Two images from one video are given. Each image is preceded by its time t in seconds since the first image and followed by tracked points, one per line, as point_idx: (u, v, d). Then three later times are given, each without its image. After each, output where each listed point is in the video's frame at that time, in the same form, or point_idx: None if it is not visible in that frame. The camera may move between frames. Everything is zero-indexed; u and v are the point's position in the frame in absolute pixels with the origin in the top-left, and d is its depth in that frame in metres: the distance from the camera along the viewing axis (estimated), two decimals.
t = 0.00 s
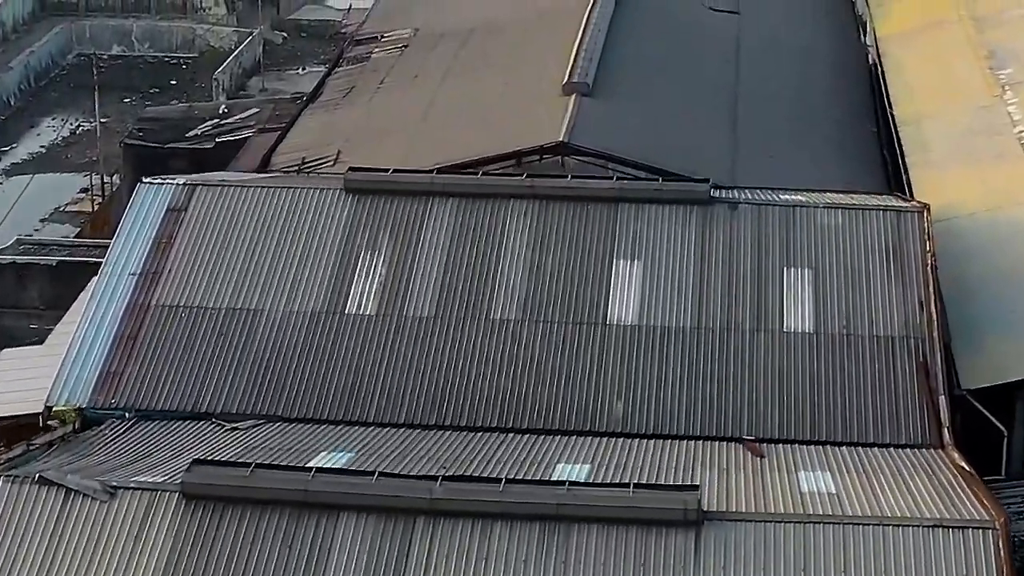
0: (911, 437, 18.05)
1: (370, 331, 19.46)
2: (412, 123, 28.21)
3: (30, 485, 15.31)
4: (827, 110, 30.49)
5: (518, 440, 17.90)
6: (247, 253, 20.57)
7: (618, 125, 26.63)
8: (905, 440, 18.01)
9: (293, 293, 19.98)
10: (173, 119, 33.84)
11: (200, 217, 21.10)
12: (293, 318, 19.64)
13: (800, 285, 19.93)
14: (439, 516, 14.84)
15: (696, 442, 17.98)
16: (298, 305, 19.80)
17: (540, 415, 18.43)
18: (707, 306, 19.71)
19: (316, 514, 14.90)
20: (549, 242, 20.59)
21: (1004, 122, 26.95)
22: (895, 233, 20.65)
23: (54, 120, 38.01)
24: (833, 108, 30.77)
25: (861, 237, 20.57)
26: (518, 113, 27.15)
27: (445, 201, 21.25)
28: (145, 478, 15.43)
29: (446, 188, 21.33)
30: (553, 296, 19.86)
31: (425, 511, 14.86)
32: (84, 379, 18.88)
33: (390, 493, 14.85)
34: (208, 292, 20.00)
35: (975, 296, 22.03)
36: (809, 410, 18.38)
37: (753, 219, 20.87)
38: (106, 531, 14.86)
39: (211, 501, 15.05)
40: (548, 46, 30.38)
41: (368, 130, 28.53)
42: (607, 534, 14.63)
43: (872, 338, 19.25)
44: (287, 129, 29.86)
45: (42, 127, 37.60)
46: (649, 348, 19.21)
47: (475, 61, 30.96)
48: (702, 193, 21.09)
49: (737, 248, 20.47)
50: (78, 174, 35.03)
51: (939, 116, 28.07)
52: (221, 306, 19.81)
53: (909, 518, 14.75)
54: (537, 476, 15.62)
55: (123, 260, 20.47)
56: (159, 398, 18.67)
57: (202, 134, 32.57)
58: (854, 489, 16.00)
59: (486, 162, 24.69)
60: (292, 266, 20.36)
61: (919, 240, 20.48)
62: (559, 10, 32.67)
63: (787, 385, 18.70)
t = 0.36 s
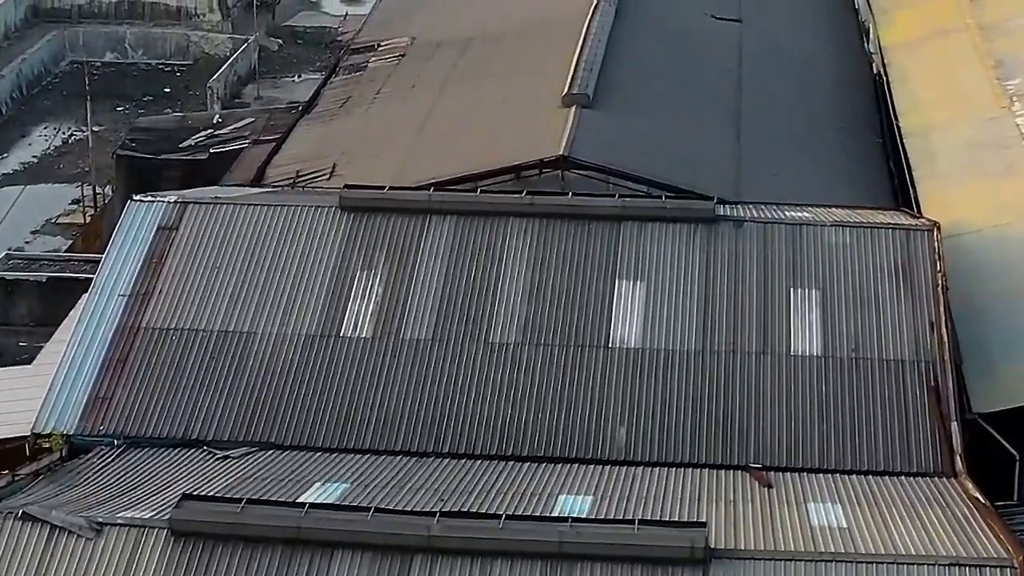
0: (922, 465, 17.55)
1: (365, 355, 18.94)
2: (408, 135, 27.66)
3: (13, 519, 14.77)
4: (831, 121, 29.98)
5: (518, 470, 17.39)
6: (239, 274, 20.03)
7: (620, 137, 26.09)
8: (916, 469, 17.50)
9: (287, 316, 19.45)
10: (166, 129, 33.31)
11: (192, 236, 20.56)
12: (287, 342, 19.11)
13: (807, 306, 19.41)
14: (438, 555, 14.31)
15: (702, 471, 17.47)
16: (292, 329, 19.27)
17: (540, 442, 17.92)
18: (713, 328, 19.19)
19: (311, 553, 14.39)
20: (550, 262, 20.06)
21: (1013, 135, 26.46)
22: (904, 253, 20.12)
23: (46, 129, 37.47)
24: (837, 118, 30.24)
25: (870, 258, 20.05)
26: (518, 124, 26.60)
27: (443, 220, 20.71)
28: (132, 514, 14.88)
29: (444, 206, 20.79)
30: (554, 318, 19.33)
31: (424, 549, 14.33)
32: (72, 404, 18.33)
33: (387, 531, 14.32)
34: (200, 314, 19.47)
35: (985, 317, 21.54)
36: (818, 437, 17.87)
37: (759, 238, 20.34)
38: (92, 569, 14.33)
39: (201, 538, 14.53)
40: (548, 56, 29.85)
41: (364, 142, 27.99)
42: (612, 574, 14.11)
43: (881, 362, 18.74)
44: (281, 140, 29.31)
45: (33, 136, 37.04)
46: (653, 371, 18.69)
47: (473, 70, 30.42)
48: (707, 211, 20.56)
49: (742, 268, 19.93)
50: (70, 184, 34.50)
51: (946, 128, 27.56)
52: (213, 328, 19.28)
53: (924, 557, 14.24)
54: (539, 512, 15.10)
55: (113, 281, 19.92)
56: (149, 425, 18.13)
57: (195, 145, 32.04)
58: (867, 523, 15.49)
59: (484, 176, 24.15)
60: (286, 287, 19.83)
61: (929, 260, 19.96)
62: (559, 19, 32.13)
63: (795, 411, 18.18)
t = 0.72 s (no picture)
0: (931, 492, 17.09)
1: (361, 377, 18.47)
2: (405, 147, 27.18)
3: None
4: (835, 132, 29.50)
5: (517, 499, 16.91)
6: (232, 294, 19.56)
7: (620, 149, 25.61)
8: (926, 497, 17.03)
9: (281, 337, 18.98)
10: (160, 139, 32.82)
11: (184, 255, 20.09)
12: (280, 364, 18.63)
13: (813, 327, 18.94)
14: None
15: (705, 500, 16.99)
16: (285, 350, 18.80)
17: (540, 470, 17.44)
18: (717, 350, 18.72)
19: None
20: (550, 281, 19.59)
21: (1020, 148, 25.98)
22: (913, 272, 19.65)
23: (38, 138, 36.99)
24: (841, 128, 29.76)
25: (878, 278, 19.58)
26: (517, 135, 26.13)
27: (440, 238, 20.25)
28: (119, 550, 14.54)
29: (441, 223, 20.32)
30: (555, 340, 18.86)
31: None
32: (60, 429, 17.86)
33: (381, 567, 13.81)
34: (191, 336, 19.00)
35: (996, 336, 21.05)
36: (826, 464, 17.40)
37: (764, 256, 19.87)
38: None
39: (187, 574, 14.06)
40: (547, 66, 29.38)
41: (360, 154, 27.52)
42: None
43: (890, 385, 18.26)
44: (276, 151, 28.83)
45: (25, 145, 36.55)
46: (655, 395, 18.22)
47: (471, 80, 29.96)
48: (710, 229, 20.09)
49: (747, 288, 19.46)
50: (62, 194, 34.01)
51: (952, 141, 27.09)
52: (204, 350, 18.81)
53: None
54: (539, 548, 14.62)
55: (102, 301, 19.44)
56: (138, 451, 17.67)
57: (189, 155, 31.56)
58: (877, 556, 15.00)
59: (482, 190, 23.67)
60: (279, 306, 19.36)
61: (938, 280, 19.49)
62: (558, 28, 31.64)
63: (802, 436, 17.71)
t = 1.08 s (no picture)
0: (944, 522, 16.58)
1: (357, 403, 17.96)
2: (402, 159, 26.66)
3: None
4: (839, 143, 29.00)
5: (518, 531, 16.41)
6: (224, 317, 19.05)
7: (622, 162, 25.10)
8: (940, 529, 16.52)
9: (274, 362, 18.46)
10: (153, 150, 32.30)
11: (175, 276, 19.58)
12: (274, 389, 18.12)
13: (822, 351, 18.43)
14: None
15: (713, 531, 16.50)
16: (279, 376, 18.28)
17: (541, 500, 16.93)
18: (723, 375, 18.21)
19: None
20: (551, 303, 19.07)
21: None
22: (923, 293, 19.15)
23: (29, 147, 36.47)
24: (845, 139, 29.25)
25: (887, 300, 19.08)
26: (516, 148, 25.61)
27: (438, 258, 19.74)
28: None
29: (439, 243, 19.82)
30: (556, 364, 18.35)
31: None
32: (46, 457, 17.35)
33: None
34: (182, 361, 18.48)
35: (1008, 355, 20.55)
36: (836, 493, 16.89)
37: (771, 277, 19.36)
38: None
39: None
40: (547, 77, 28.87)
41: (356, 167, 27.00)
42: None
43: (901, 411, 17.76)
44: (271, 164, 28.32)
45: (17, 155, 36.03)
46: (660, 421, 17.71)
47: (470, 91, 29.45)
48: (715, 249, 19.59)
49: (754, 310, 18.96)
50: (53, 206, 33.49)
51: (960, 154, 26.58)
52: (196, 375, 18.31)
53: None
54: None
55: (91, 323, 18.93)
56: (128, 480, 17.15)
57: (182, 166, 31.04)
58: None
59: (481, 205, 23.10)
60: (273, 329, 18.85)
61: (949, 302, 18.99)
62: (557, 38, 31.13)
63: (811, 465, 17.20)
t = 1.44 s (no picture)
0: (958, 554, 16.08)
1: (352, 431, 17.44)
2: (399, 172, 26.14)
3: None
4: (844, 154, 28.49)
5: (518, 565, 15.91)
6: (215, 341, 18.52)
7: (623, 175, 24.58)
8: (953, 562, 16.01)
9: (267, 388, 17.93)
10: (146, 160, 31.79)
11: (166, 298, 19.06)
12: (267, 416, 17.59)
13: (831, 377, 17.91)
14: None
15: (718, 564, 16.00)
16: (272, 402, 17.75)
17: (543, 531, 16.42)
18: (729, 401, 17.70)
19: None
20: (552, 326, 18.56)
21: None
22: (934, 316, 18.63)
23: (21, 156, 35.97)
24: (850, 151, 28.74)
25: (897, 323, 18.56)
26: (515, 160, 25.09)
27: (435, 279, 19.22)
28: None
29: (437, 263, 19.29)
30: (557, 389, 17.84)
31: None
32: (32, 487, 16.83)
33: None
34: (173, 387, 17.96)
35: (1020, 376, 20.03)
36: (845, 525, 16.38)
37: (777, 300, 18.85)
38: None
39: None
40: (546, 87, 28.35)
41: (353, 180, 26.48)
42: None
43: (913, 439, 17.24)
44: (266, 177, 27.80)
45: (8, 164, 35.52)
46: (664, 449, 17.20)
47: (468, 101, 28.93)
48: (720, 270, 19.07)
49: (760, 333, 18.45)
50: (45, 217, 32.98)
51: (967, 168, 26.07)
52: (187, 401, 17.78)
53: None
54: None
55: (79, 347, 18.41)
56: (116, 511, 16.63)
57: (176, 177, 30.51)
58: None
59: (481, 221, 22.56)
60: (265, 354, 18.32)
61: (961, 325, 18.47)
62: (556, 47, 30.60)
63: (820, 495, 16.68)
